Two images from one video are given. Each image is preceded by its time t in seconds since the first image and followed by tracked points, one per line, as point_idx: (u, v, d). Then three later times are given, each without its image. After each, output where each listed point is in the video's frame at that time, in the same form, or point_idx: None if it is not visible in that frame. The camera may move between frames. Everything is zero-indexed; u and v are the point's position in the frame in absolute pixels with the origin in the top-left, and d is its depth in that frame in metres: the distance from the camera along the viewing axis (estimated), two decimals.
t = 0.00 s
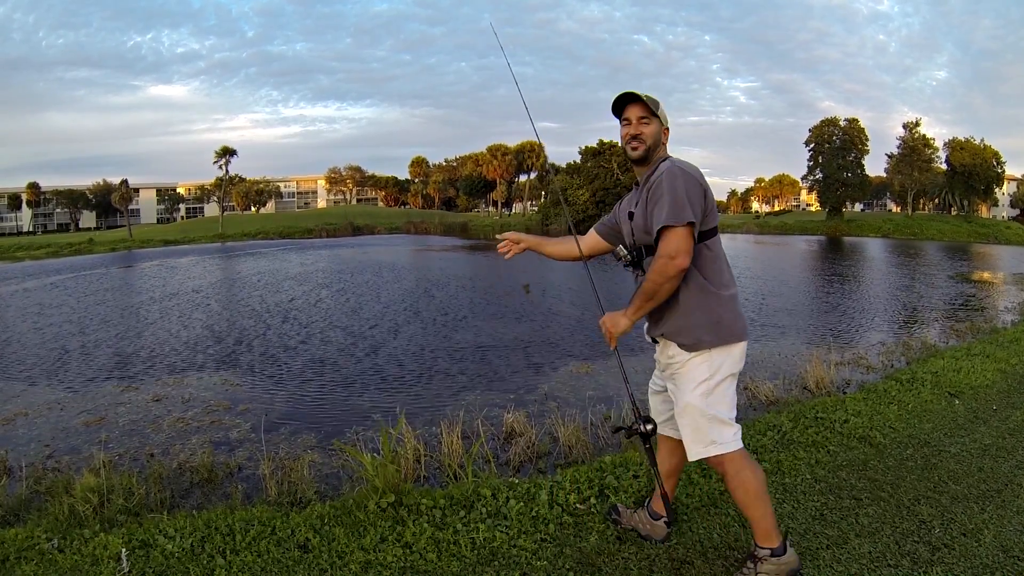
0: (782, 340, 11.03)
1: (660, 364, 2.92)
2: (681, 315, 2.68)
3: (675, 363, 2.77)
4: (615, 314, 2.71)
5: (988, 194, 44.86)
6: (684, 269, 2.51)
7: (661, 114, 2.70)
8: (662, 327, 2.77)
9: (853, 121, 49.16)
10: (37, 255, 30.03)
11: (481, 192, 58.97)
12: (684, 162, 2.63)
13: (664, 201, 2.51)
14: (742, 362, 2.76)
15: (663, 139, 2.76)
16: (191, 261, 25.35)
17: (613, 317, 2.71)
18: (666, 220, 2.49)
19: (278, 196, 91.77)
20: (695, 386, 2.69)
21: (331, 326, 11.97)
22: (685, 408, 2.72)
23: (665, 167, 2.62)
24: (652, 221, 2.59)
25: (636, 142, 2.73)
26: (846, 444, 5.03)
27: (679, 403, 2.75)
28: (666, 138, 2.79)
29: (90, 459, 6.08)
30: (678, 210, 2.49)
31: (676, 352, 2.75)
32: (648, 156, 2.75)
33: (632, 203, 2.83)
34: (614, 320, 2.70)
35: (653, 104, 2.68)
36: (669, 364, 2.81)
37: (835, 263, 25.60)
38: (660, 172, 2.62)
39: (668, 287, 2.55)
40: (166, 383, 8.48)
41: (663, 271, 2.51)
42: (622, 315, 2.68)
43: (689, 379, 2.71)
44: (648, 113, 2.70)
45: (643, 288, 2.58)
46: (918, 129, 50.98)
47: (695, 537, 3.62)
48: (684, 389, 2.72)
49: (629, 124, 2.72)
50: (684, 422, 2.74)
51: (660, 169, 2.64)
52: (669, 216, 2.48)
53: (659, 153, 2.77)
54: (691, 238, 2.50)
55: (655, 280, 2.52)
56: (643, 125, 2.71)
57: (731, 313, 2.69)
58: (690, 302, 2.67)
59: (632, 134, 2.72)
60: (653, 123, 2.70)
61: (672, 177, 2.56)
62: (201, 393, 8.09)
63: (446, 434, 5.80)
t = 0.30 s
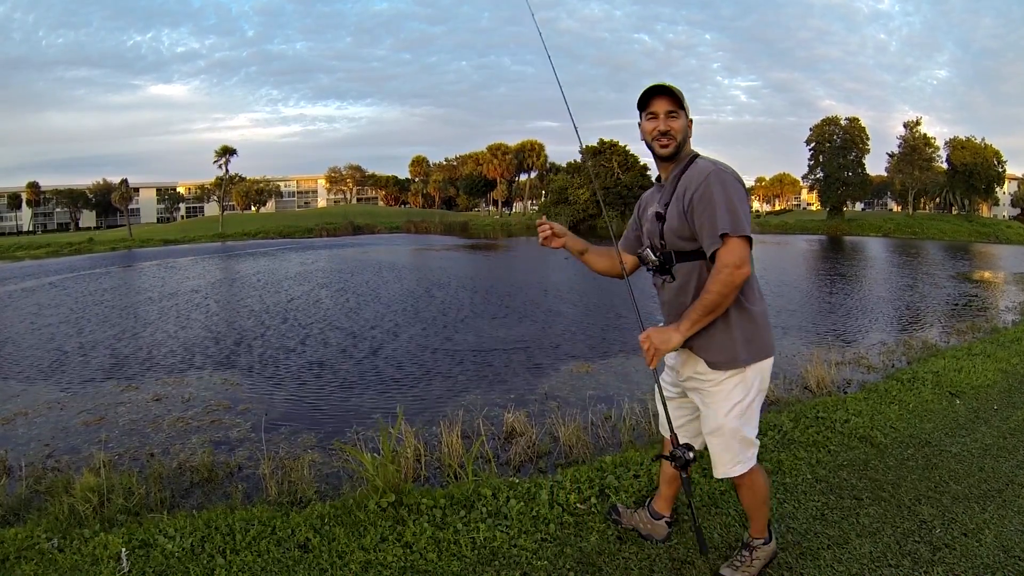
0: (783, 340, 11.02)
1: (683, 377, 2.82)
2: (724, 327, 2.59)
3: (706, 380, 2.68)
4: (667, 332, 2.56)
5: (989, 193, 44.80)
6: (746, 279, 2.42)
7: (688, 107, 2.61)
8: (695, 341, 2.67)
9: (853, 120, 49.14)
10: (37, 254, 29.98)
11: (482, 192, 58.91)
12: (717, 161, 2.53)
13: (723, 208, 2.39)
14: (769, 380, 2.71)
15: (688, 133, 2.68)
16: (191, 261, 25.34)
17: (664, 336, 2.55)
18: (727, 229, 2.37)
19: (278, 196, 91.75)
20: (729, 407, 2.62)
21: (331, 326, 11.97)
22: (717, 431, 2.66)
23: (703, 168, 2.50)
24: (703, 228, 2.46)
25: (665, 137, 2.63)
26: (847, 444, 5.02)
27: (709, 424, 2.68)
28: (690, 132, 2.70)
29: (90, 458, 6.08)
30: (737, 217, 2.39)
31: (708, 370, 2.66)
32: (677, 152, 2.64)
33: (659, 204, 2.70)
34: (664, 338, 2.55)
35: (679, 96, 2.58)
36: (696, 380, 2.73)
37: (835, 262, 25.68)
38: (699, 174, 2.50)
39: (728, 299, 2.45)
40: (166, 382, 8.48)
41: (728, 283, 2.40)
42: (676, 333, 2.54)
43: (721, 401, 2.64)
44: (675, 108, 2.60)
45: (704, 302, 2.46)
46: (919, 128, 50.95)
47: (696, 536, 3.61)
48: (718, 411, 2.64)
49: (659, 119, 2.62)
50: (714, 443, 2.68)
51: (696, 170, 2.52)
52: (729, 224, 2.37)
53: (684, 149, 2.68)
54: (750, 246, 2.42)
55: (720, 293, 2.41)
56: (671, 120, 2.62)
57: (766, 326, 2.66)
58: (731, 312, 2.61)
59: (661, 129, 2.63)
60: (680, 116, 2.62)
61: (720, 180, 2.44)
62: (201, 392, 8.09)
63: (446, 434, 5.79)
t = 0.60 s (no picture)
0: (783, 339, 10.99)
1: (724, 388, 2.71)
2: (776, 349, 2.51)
3: (757, 398, 2.60)
4: (708, 350, 2.40)
5: (990, 191, 44.73)
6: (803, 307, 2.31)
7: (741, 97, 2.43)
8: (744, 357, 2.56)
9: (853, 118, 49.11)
10: (37, 255, 29.99)
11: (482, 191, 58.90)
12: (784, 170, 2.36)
13: (795, 231, 2.24)
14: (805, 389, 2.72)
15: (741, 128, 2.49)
16: (191, 262, 25.35)
17: (712, 355, 2.39)
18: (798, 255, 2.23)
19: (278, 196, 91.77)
20: (781, 427, 2.59)
21: (332, 326, 11.97)
22: (768, 448, 2.61)
23: (770, 179, 2.32)
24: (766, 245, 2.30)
25: (717, 130, 2.44)
26: (848, 443, 5.00)
27: (759, 440, 2.63)
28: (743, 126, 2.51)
29: (91, 459, 6.08)
30: (808, 243, 2.25)
31: (761, 390, 2.58)
32: (730, 146, 2.45)
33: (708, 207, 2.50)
34: (706, 356, 2.40)
35: (733, 84, 2.40)
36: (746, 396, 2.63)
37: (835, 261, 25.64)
38: (766, 184, 2.32)
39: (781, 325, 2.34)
40: (166, 383, 8.48)
41: (789, 310, 2.28)
42: (719, 352, 2.38)
43: (776, 419, 2.58)
44: (729, 97, 2.41)
45: (757, 327, 2.32)
46: (919, 126, 50.87)
47: (696, 536, 3.60)
48: (772, 429, 2.60)
49: (710, 109, 2.44)
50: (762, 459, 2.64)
51: (760, 178, 2.34)
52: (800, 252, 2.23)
53: (737, 146, 2.49)
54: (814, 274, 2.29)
55: (777, 320, 2.28)
56: (723, 111, 2.43)
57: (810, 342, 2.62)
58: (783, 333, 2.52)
59: (713, 120, 2.44)
60: (734, 106, 2.43)
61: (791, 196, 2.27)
62: (202, 393, 8.08)
63: (447, 434, 5.78)
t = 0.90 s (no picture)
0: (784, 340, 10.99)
1: (734, 401, 2.49)
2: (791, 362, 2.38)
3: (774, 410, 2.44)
4: (715, 360, 2.19)
5: (991, 193, 44.73)
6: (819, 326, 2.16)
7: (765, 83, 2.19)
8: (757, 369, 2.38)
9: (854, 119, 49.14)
10: (37, 253, 29.98)
11: (483, 190, 58.93)
12: (812, 175, 2.16)
13: (826, 246, 2.08)
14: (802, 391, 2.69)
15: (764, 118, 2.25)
16: (190, 261, 25.34)
17: (721, 367, 2.19)
18: (824, 273, 2.07)
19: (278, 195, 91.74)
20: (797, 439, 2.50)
21: (332, 325, 11.96)
22: (785, 459, 2.49)
23: (799, 183, 2.12)
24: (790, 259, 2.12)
25: (739, 118, 2.20)
26: (848, 443, 4.99)
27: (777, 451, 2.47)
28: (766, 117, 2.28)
29: (90, 458, 6.06)
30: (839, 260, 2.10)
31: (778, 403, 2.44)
32: (753, 137, 2.21)
33: (727, 206, 2.27)
34: (710, 367, 2.20)
35: (755, 67, 2.16)
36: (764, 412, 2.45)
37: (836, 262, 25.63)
38: (795, 189, 2.11)
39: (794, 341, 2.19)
40: (166, 382, 8.46)
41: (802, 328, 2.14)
42: (726, 363, 2.19)
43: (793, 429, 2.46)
44: (752, 81, 2.17)
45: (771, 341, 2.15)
46: (919, 127, 50.85)
47: (696, 536, 3.59)
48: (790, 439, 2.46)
49: (728, 92, 2.19)
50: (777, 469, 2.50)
51: (787, 182, 2.13)
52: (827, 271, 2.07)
53: (760, 138, 2.25)
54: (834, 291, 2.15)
55: (789, 336, 2.14)
56: (744, 96, 2.18)
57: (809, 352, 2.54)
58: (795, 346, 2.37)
59: (735, 107, 2.19)
60: (758, 92, 2.19)
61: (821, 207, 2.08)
62: (201, 392, 8.06)
63: (447, 433, 5.76)
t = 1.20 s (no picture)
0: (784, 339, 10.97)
1: (721, 427, 2.21)
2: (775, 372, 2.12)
3: (766, 432, 2.16)
4: (691, 363, 1.99)
5: (992, 192, 44.71)
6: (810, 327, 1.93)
7: (714, 75, 1.91)
8: (745, 383, 2.11)
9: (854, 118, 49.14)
10: (37, 253, 30.01)
11: (483, 190, 58.98)
12: (801, 160, 1.96)
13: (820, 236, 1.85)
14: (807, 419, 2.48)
15: (728, 109, 1.99)
16: (191, 260, 25.35)
17: (697, 373, 1.97)
18: (817, 263, 1.84)
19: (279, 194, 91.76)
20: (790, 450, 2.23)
21: (332, 325, 11.94)
22: (785, 486, 2.21)
23: (788, 169, 1.91)
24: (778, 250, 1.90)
25: (684, 123, 1.97)
26: (849, 443, 4.97)
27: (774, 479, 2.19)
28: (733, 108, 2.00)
29: (90, 458, 6.05)
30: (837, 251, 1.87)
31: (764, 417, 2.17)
32: (713, 137, 1.98)
33: (704, 200, 2.04)
34: (686, 373, 1.98)
35: (693, 65, 1.90)
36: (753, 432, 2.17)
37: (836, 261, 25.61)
38: (783, 173, 1.91)
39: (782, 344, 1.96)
40: (166, 382, 8.45)
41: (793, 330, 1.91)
42: (703, 367, 1.98)
43: (789, 452, 2.19)
44: (691, 82, 1.91)
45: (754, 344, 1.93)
46: (920, 126, 50.82)
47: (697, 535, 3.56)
48: (787, 464, 2.19)
49: (668, 97, 1.97)
50: (776, 500, 2.21)
51: (773, 168, 1.92)
52: (823, 260, 1.84)
53: (727, 131, 2.00)
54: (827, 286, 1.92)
55: (775, 338, 1.91)
56: (686, 100, 1.95)
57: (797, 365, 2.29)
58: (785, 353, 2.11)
59: (678, 113, 1.97)
60: (702, 90, 1.93)
61: (814, 192, 1.87)
62: (201, 392, 8.05)
63: (448, 433, 5.75)
